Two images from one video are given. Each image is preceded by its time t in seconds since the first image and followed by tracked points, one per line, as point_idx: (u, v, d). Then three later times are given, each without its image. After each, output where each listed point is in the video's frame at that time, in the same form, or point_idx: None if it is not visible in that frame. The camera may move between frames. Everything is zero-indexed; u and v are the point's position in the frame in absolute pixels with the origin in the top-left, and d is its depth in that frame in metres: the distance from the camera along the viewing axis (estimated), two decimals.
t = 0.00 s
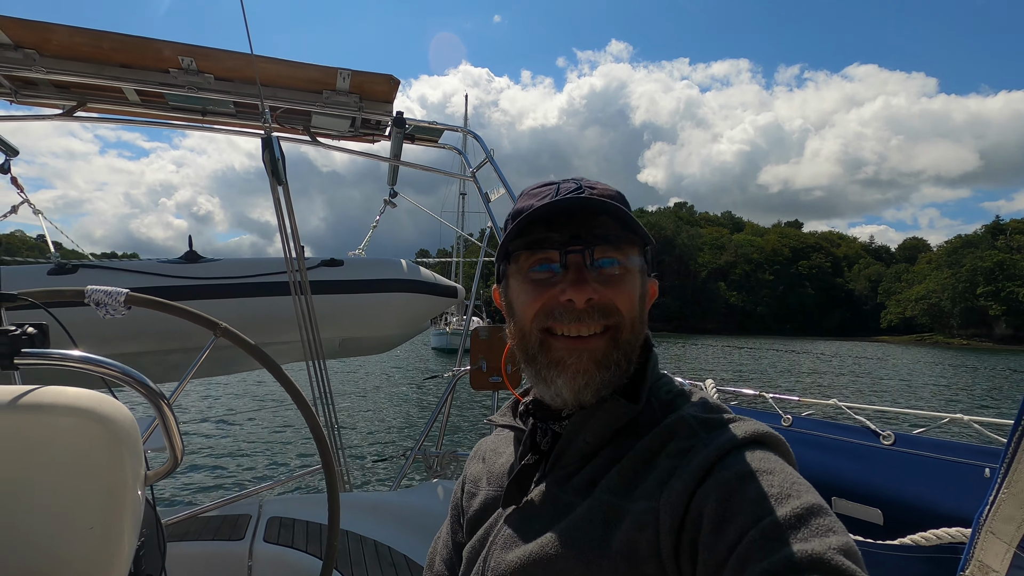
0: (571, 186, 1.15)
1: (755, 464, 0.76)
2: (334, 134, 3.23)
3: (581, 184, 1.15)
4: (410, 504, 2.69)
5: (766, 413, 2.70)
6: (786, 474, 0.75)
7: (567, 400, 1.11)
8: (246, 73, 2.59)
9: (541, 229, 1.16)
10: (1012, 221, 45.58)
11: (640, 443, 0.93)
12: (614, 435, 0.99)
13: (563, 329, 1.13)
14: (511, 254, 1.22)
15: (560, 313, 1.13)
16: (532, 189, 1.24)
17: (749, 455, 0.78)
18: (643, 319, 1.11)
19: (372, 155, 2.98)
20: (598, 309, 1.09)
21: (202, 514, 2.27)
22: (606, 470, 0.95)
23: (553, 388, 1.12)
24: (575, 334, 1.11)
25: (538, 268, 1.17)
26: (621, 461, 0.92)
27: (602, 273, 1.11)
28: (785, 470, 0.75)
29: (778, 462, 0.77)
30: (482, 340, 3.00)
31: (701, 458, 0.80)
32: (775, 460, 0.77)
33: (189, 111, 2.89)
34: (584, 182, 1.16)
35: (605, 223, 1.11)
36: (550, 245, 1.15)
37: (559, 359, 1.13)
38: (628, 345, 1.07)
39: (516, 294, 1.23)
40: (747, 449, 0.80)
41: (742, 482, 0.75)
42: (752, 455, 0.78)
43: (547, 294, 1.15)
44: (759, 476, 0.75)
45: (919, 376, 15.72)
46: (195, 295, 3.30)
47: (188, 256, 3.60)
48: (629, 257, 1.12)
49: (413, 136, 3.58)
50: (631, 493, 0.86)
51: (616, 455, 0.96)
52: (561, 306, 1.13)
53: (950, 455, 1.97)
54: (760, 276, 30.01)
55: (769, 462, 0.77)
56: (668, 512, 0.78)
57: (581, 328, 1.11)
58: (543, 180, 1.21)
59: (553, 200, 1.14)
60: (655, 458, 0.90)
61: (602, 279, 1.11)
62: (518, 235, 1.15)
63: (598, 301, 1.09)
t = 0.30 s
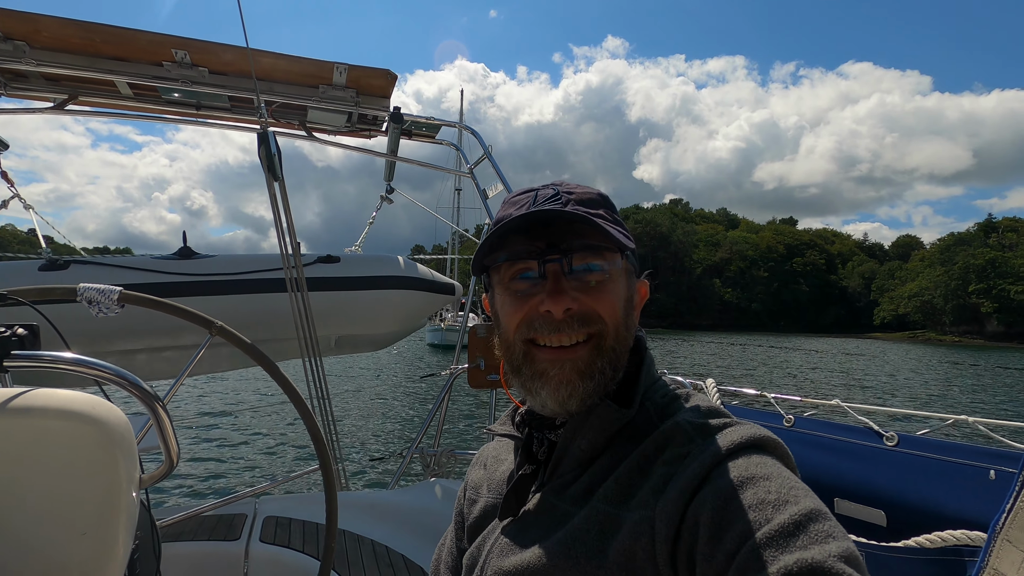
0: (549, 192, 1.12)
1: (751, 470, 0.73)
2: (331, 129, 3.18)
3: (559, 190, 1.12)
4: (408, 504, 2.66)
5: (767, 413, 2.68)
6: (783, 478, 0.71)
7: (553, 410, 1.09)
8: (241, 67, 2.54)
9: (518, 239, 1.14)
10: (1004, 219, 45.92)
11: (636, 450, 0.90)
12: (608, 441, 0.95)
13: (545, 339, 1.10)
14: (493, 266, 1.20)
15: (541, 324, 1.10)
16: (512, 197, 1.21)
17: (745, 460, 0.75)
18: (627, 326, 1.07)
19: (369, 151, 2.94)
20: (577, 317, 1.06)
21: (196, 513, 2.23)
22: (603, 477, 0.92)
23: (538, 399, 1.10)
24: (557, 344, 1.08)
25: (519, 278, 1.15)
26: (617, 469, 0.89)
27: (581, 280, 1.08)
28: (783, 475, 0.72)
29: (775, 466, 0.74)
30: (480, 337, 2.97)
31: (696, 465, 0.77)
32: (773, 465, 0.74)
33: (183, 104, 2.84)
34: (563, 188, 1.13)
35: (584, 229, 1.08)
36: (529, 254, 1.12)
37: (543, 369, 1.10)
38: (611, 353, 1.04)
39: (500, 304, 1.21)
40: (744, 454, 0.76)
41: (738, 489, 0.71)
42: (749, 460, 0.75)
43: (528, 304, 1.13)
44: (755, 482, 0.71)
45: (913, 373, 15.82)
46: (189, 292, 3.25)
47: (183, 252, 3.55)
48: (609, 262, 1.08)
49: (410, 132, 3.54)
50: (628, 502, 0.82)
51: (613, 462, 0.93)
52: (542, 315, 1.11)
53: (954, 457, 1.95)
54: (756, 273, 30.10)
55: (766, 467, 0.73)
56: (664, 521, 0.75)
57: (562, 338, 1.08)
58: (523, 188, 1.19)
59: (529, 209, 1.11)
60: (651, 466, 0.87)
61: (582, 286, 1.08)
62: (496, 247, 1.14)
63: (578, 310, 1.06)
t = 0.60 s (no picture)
0: (549, 194, 1.10)
1: (754, 469, 0.72)
2: (330, 128, 3.16)
3: (559, 193, 1.11)
4: (405, 505, 2.64)
5: (767, 416, 2.67)
6: (788, 478, 0.70)
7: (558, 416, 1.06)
8: (242, 64, 2.52)
9: (520, 243, 1.12)
10: (999, 226, 46.18)
11: (641, 450, 0.88)
12: (612, 441, 0.94)
13: (548, 343, 1.08)
14: (495, 269, 1.18)
15: (544, 328, 1.08)
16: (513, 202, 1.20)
17: (748, 459, 0.74)
18: (631, 329, 1.05)
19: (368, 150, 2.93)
20: (581, 320, 1.04)
21: (191, 513, 2.20)
22: (608, 477, 0.90)
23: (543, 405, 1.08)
24: (561, 349, 1.06)
25: (521, 282, 1.13)
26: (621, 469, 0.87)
27: (583, 283, 1.06)
28: (787, 474, 0.71)
29: (780, 466, 0.72)
30: (478, 338, 2.95)
31: (700, 464, 0.76)
32: (777, 464, 0.73)
33: (182, 101, 2.82)
34: (563, 190, 1.11)
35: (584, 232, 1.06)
36: (530, 258, 1.11)
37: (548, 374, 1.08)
38: (616, 357, 1.01)
39: (502, 309, 1.19)
40: (749, 453, 0.75)
41: (743, 488, 0.70)
42: (753, 459, 0.74)
43: (531, 308, 1.11)
44: (759, 481, 0.70)
45: (908, 378, 15.86)
46: (186, 290, 3.23)
47: (180, 250, 3.52)
48: (611, 264, 1.06)
49: (410, 132, 3.52)
50: (633, 501, 0.81)
51: (617, 462, 0.91)
52: (544, 319, 1.09)
53: (957, 462, 1.94)
54: (752, 277, 30.17)
55: (770, 466, 0.72)
56: (668, 520, 0.74)
57: (566, 341, 1.06)
58: (523, 191, 1.17)
59: (530, 212, 1.10)
60: (655, 466, 0.85)
61: (585, 289, 1.06)
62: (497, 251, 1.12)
63: (581, 314, 1.04)
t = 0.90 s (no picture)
0: (543, 197, 1.12)
1: (746, 467, 0.73)
2: (330, 135, 3.19)
3: (553, 196, 1.13)
4: (408, 509, 2.65)
5: (767, 416, 2.67)
6: (779, 476, 0.71)
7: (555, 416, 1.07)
8: (242, 74, 2.55)
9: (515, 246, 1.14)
10: (1000, 224, 46.14)
11: (636, 449, 0.89)
12: (609, 442, 0.95)
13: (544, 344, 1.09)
14: (491, 271, 1.20)
15: (540, 328, 1.09)
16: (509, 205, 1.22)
17: (740, 458, 0.75)
18: (625, 331, 1.06)
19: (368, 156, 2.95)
20: (575, 321, 1.06)
21: (194, 519, 2.22)
22: (604, 477, 0.92)
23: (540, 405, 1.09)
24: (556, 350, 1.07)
25: (517, 284, 1.15)
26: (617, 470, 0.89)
27: (577, 285, 1.07)
28: (778, 472, 0.72)
29: (771, 464, 0.74)
30: (479, 342, 2.96)
31: (693, 463, 0.77)
32: (768, 463, 0.74)
33: (183, 110, 2.84)
34: (557, 193, 1.13)
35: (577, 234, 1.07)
36: (525, 260, 1.12)
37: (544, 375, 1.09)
38: (610, 357, 1.03)
39: (499, 311, 1.21)
40: (742, 452, 0.76)
41: (734, 486, 0.71)
42: (744, 458, 0.75)
43: (526, 310, 1.13)
44: (750, 480, 0.71)
45: (910, 378, 15.83)
46: (188, 297, 3.24)
47: (182, 257, 3.54)
48: (605, 265, 1.07)
49: (409, 138, 3.55)
50: (628, 501, 0.82)
51: (613, 463, 0.93)
52: (540, 320, 1.10)
53: (956, 460, 1.95)
54: (753, 279, 30.16)
55: (761, 464, 0.73)
56: (662, 519, 0.75)
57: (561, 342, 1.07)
58: (519, 195, 1.19)
59: (524, 215, 1.12)
60: (650, 466, 0.86)
61: (579, 290, 1.07)
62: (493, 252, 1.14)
63: (575, 315, 1.06)
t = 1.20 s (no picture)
0: (545, 197, 1.11)
1: (747, 470, 0.73)
2: (329, 131, 3.17)
3: (555, 196, 1.12)
4: (408, 506, 2.65)
5: (767, 413, 2.67)
6: (781, 479, 0.71)
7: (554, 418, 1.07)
8: (240, 70, 2.54)
9: (516, 246, 1.14)
10: (999, 216, 46.11)
11: (638, 452, 0.89)
12: (610, 445, 0.95)
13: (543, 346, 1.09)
14: (491, 271, 1.19)
15: (539, 330, 1.09)
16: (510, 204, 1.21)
17: (742, 461, 0.75)
18: (625, 334, 1.06)
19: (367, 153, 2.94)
20: (575, 323, 1.05)
21: (195, 517, 2.22)
22: (606, 480, 0.91)
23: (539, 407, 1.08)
24: (555, 351, 1.06)
25: (517, 285, 1.14)
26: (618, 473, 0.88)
27: (577, 286, 1.07)
28: (779, 475, 0.72)
29: (772, 467, 0.73)
30: (479, 339, 2.95)
31: (695, 466, 0.77)
32: (770, 465, 0.74)
33: (180, 107, 2.83)
34: (559, 194, 1.12)
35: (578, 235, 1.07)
36: (525, 261, 1.12)
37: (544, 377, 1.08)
38: (610, 359, 1.02)
39: (499, 311, 1.20)
40: (744, 455, 0.76)
41: (736, 489, 0.71)
42: (746, 461, 0.74)
43: (526, 310, 1.12)
44: (752, 482, 0.71)
45: (909, 371, 15.87)
46: (187, 295, 3.23)
47: (181, 255, 3.53)
48: (605, 267, 1.07)
49: (408, 134, 3.53)
50: (630, 504, 0.82)
51: (615, 466, 0.92)
52: (539, 321, 1.10)
53: (955, 457, 1.95)
54: (752, 272, 30.16)
55: (763, 467, 0.73)
56: (664, 523, 0.75)
57: (560, 344, 1.07)
58: (520, 195, 1.18)
59: (525, 215, 1.11)
60: (652, 469, 0.86)
61: (579, 291, 1.06)
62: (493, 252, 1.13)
63: (575, 317, 1.05)
